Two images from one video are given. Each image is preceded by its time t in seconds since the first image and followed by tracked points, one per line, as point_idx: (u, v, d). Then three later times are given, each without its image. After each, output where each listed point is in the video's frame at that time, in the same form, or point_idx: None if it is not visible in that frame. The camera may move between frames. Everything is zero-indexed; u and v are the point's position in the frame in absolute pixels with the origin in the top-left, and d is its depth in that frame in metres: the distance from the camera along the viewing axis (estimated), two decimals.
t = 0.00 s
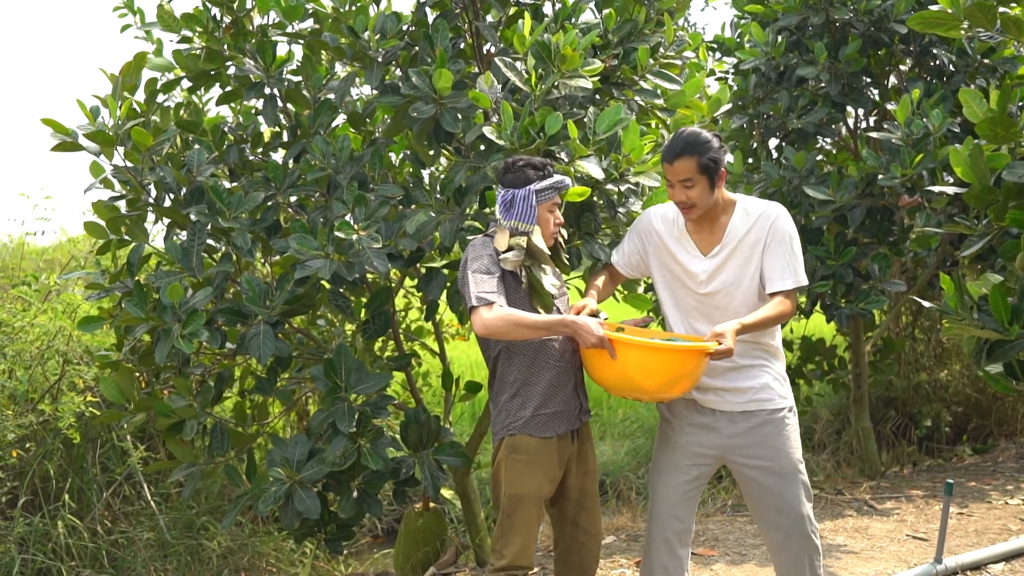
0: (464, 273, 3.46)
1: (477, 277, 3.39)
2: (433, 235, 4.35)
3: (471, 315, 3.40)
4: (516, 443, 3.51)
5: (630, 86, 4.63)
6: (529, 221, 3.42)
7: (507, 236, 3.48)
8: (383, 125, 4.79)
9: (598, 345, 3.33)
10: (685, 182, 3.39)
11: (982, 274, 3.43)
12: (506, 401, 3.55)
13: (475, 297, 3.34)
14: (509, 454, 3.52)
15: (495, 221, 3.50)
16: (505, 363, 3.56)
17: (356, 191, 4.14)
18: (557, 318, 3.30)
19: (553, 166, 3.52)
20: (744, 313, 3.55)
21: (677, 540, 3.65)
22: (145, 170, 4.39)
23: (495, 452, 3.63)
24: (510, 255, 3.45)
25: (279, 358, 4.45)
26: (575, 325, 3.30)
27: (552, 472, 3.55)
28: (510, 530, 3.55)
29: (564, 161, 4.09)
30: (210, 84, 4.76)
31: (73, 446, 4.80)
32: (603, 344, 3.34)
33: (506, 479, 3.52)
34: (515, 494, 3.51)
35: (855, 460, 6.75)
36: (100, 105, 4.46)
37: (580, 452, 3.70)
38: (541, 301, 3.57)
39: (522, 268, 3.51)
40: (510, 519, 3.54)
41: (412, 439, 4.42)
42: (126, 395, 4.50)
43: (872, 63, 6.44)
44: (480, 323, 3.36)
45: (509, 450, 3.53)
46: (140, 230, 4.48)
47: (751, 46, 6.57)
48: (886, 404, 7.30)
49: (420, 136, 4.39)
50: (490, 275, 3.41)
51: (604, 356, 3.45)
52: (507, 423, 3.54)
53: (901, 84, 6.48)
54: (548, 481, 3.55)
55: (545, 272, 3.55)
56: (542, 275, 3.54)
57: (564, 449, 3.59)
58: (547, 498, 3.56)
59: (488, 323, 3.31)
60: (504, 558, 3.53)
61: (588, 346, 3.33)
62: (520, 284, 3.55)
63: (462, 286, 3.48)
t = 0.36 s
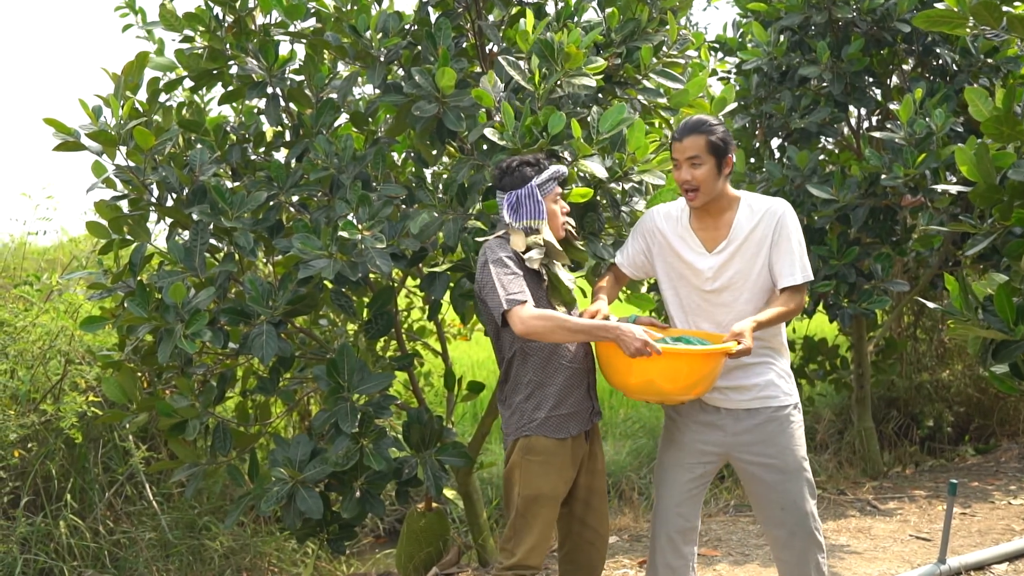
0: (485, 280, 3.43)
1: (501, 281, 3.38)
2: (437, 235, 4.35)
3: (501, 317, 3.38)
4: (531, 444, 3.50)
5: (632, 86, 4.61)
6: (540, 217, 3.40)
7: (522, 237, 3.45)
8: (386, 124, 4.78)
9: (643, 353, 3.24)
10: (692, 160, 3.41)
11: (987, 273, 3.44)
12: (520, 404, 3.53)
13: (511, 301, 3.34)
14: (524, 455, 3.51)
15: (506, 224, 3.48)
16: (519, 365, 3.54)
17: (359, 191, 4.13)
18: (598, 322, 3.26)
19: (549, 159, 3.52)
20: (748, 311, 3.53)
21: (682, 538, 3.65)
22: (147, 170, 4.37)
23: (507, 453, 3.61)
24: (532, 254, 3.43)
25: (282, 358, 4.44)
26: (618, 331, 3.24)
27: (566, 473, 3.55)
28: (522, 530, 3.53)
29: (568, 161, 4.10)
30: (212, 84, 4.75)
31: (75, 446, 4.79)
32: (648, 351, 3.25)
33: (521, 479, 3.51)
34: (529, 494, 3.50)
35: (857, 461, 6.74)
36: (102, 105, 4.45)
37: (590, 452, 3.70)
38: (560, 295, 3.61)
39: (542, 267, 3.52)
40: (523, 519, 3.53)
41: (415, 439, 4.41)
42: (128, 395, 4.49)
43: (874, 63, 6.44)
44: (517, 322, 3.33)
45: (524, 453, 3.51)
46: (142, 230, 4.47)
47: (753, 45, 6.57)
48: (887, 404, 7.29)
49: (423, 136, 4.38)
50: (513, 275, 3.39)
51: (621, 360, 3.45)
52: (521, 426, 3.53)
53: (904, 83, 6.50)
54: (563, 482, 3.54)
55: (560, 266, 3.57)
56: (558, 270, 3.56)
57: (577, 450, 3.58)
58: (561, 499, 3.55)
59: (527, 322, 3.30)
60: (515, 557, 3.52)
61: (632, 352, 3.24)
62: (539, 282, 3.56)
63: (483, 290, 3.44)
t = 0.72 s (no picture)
0: (490, 284, 3.41)
1: (507, 285, 3.36)
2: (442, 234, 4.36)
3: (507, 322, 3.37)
4: (539, 445, 3.50)
5: (636, 85, 4.61)
6: (543, 219, 3.40)
7: (526, 240, 3.44)
8: (390, 124, 4.78)
9: (651, 341, 3.26)
10: (702, 155, 3.43)
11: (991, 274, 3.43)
12: (528, 405, 3.53)
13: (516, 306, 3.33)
14: (532, 456, 3.50)
15: (509, 228, 3.47)
16: (526, 367, 3.54)
17: (363, 191, 4.13)
18: (603, 317, 3.26)
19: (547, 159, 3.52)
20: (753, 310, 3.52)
21: (687, 537, 3.64)
22: (151, 170, 4.38)
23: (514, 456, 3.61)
24: (537, 258, 3.42)
25: (285, 358, 4.44)
26: (625, 324, 3.25)
27: (575, 474, 3.54)
28: (530, 531, 3.53)
29: (572, 161, 4.08)
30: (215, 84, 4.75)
31: (78, 446, 4.80)
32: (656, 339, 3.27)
33: (528, 480, 3.51)
34: (537, 495, 3.49)
35: (860, 461, 6.74)
36: (107, 105, 4.45)
37: (598, 451, 3.69)
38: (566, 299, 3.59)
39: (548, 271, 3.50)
40: (531, 520, 3.53)
41: (418, 439, 4.41)
42: (132, 395, 4.49)
43: (877, 63, 6.45)
44: (523, 326, 3.32)
45: (531, 455, 3.51)
46: (146, 230, 4.47)
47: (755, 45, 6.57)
48: (890, 404, 7.29)
49: (426, 135, 4.38)
50: (519, 279, 3.38)
51: (620, 353, 3.45)
52: (528, 428, 3.53)
53: (906, 83, 6.51)
54: (572, 482, 3.54)
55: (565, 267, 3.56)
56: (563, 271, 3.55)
57: (585, 450, 3.58)
58: (569, 499, 3.54)
59: (532, 327, 3.29)
60: (522, 557, 3.51)
61: (639, 343, 3.27)
62: (546, 285, 3.54)
63: (489, 294, 3.43)
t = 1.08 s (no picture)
0: (488, 286, 3.41)
1: (505, 288, 3.35)
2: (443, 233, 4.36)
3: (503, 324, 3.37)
4: (539, 445, 3.49)
5: (638, 86, 4.62)
6: (541, 221, 3.39)
7: (525, 242, 3.43)
8: (392, 124, 4.78)
9: (645, 348, 3.22)
10: (700, 158, 3.42)
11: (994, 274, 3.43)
12: (527, 406, 3.53)
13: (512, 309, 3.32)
14: (532, 456, 3.50)
15: (507, 229, 3.46)
16: (525, 367, 3.53)
17: (365, 191, 4.12)
18: (597, 322, 3.23)
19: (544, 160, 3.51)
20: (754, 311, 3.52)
21: (689, 538, 3.64)
22: (153, 170, 4.38)
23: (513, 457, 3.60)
24: (537, 259, 3.42)
25: (287, 358, 4.44)
26: (619, 329, 3.21)
27: (574, 474, 3.53)
28: (530, 531, 3.52)
29: (574, 161, 4.06)
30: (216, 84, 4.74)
31: (79, 446, 4.79)
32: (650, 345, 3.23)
33: (528, 480, 3.50)
34: (537, 495, 3.49)
35: (861, 461, 6.73)
36: (108, 105, 4.45)
37: (597, 452, 3.69)
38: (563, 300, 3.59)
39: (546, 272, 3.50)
40: (531, 521, 3.52)
41: (420, 439, 4.40)
42: (134, 395, 4.48)
43: (878, 63, 6.44)
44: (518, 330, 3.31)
45: (531, 455, 3.50)
46: (147, 230, 4.47)
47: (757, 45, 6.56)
48: (891, 404, 7.29)
49: (428, 136, 4.37)
50: (518, 282, 3.37)
51: (617, 357, 3.44)
52: (527, 429, 3.52)
53: (908, 83, 6.51)
54: (571, 483, 3.53)
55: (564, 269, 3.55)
56: (562, 273, 3.54)
57: (584, 451, 3.57)
58: (568, 499, 3.53)
59: (527, 330, 3.28)
60: (522, 558, 3.50)
61: (634, 349, 3.22)
62: (544, 287, 3.53)
63: (486, 296, 3.43)
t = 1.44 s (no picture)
0: (482, 287, 3.42)
1: (496, 288, 3.37)
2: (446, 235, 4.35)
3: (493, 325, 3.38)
4: (534, 444, 3.50)
5: (640, 86, 4.62)
6: (536, 223, 3.39)
7: (521, 243, 3.44)
8: (394, 125, 4.79)
9: (634, 352, 3.22)
10: (695, 193, 3.42)
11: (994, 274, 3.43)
12: (524, 406, 3.53)
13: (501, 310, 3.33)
14: (527, 455, 3.51)
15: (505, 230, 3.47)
16: (521, 367, 3.54)
17: (367, 191, 4.12)
18: (585, 325, 3.22)
19: (545, 160, 3.51)
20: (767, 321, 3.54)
21: (694, 543, 3.65)
22: (155, 170, 4.39)
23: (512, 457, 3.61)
24: (531, 262, 3.43)
25: (289, 359, 4.45)
26: (607, 333, 3.21)
27: (571, 473, 3.54)
28: (527, 531, 3.53)
29: (577, 162, 4.07)
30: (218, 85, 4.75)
31: (81, 447, 4.80)
32: (637, 350, 3.23)
33: (525, 479, 3.51)
34: (534, 494, 3.50)
35: (862, 462, 6.73)
36: (110, 106, 4.46)
37: (595, 452, 3.69)
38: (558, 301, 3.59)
39: (541, 274, 3.50)
40: (528, 520, 3.53)
41: (422, 440, 4.41)
42: (135, 396, 4.49)
43: (879, 64, 6.45)
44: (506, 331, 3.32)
45: (528, 455, 3.51)
46: (150, 231, 4.49)
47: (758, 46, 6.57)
48: (892, 404, 7.29)
49: (429, 136, 4.38)
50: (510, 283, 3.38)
51: (607, 362, 3.43)
52: (524, 429, 3.53)
53: (909, 84, 6.52)
54: (567, 482, 3.53)
55: (561, 273, 3.54)
56: (557, 276, 3.53)
57: (581, 450, 3.57)
58: (565, 498, 3.54)
59: (514, 332, 3.29)
60: (520, 558, 3.51)
61: (621, 353, 3.22)
62: (539, 288, 3.53)
63: (481, 297, 3.44)
